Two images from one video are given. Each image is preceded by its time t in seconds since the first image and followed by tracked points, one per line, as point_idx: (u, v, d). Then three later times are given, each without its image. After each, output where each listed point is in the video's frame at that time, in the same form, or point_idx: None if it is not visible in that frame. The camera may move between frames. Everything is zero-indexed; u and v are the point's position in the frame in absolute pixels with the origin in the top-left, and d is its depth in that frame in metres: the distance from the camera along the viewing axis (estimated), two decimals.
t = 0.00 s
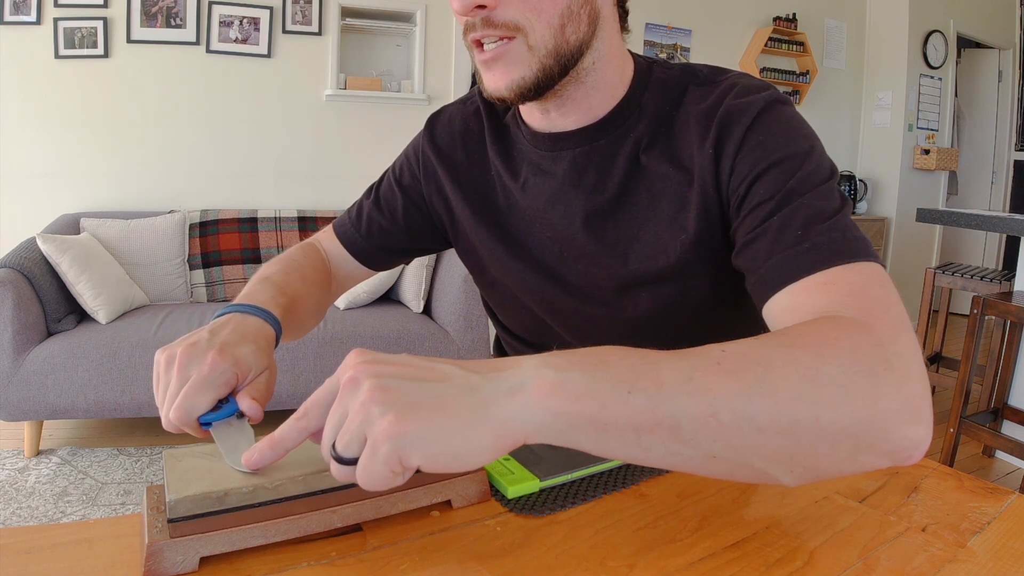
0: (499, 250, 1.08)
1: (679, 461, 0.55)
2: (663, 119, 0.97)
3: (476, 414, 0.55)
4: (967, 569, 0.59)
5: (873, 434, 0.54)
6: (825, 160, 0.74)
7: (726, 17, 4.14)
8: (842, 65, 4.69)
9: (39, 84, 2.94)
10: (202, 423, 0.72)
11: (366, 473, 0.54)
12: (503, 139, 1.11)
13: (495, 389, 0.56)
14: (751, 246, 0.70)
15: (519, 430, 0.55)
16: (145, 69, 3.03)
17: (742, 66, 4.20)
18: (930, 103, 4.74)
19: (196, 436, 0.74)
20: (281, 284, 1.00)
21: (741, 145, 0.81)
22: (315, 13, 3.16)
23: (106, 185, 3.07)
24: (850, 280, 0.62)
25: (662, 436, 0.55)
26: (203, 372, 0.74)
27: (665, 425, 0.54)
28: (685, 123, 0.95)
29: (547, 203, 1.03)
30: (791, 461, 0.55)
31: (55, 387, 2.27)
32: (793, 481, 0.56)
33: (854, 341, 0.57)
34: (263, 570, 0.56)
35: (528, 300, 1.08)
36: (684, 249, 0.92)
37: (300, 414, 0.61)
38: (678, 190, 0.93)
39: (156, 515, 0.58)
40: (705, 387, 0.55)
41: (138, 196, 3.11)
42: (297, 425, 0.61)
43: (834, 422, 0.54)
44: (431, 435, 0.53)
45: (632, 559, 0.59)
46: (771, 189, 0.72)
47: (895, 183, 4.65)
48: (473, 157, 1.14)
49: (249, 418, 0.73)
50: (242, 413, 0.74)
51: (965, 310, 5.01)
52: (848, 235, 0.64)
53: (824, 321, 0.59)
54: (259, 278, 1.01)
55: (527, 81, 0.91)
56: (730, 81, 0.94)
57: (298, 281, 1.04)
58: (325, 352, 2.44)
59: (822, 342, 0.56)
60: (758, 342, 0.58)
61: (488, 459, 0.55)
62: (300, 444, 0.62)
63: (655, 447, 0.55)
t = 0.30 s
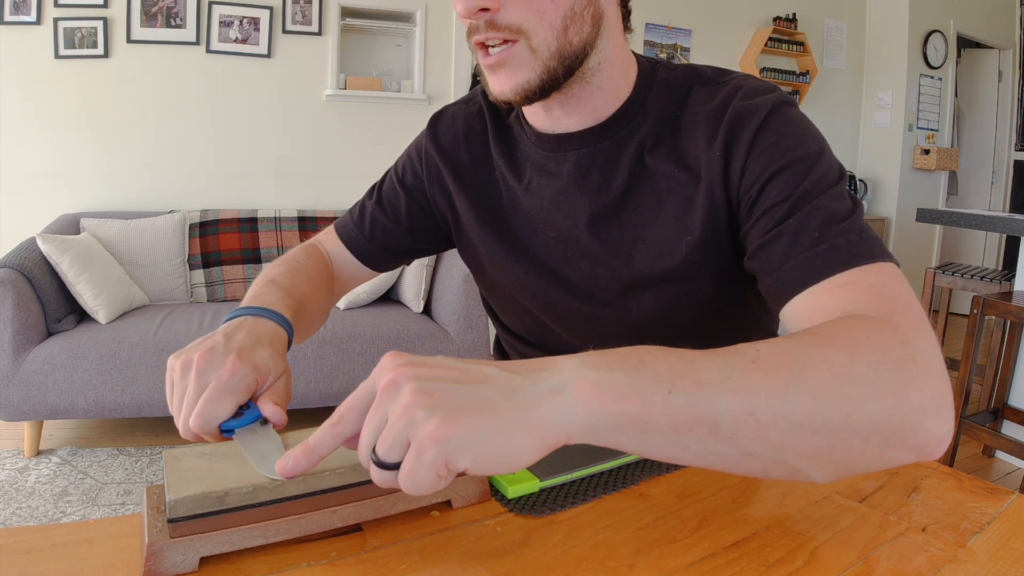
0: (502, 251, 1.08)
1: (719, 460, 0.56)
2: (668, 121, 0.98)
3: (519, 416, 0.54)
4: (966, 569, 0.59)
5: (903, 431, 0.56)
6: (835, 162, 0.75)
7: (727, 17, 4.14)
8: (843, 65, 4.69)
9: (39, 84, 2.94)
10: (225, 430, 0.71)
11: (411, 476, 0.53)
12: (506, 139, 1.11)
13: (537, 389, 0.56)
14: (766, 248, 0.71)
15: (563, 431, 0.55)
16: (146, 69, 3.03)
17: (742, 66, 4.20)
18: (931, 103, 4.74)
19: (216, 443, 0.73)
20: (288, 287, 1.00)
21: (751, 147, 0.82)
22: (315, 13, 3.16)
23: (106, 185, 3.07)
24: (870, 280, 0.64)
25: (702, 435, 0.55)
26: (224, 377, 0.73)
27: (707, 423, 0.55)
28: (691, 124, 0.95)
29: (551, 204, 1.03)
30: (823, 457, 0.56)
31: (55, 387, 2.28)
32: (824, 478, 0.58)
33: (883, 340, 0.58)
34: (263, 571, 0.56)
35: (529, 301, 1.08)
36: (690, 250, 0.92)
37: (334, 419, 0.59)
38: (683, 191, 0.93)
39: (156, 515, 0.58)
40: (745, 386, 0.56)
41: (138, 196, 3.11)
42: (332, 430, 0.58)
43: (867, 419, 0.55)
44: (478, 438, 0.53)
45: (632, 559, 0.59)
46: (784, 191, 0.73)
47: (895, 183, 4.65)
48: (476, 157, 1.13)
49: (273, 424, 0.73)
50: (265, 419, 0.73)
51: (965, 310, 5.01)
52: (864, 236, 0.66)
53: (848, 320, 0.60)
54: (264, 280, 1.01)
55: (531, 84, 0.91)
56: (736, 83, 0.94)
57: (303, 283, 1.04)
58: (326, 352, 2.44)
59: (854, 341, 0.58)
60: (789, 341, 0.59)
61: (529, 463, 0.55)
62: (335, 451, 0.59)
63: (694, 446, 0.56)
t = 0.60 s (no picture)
0: (505, 251, 1.08)
1: (738, 460, 0.56)
2: (672, 121, 0.98)
3: (544, 418, 0.54)
4: (966, 569, 0.59)
5: (919, 429, 0.56)
6: (841, 164, 0.75)
7: (727, 17, 4.14)
8: (845, 65, 4.69)
9: (39, 84, 2.94)
10: (237, 433, 0.71)
11: (435, 480, 0.54)
12: (509, 139, 1.11)
13: (560, 390, 0.56)
14: (776, 249, 0.71)
15: (586, 433, 0.55)
16: (146, 69, 3.03)
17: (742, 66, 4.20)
18: (931, 103, 4.75)
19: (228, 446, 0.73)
20: (291, 287, 1.00)
21: (758, 148, 0.82)
22: (315, 13, 3.16)
23: (107, 185, 3.07)
24: (882, 281, 0.64)
25: (724, 436, 0.56)
26: (234, 381, 0.74)
27: (727, 423, 0.56)
28: (695, 125, 0.95)
29: (554, 204, 1.03)
30: (840, 456, 0.56)
31: (54, 387, 2.28)
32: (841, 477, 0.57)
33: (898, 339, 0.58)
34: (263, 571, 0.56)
35: (531, 301, 1.08)
36: (694, 251, 0.92)
37: (354, 422, 0.59)
38: (687, 192, 0.93)
39: (156, 515, 0.58)
40: (766, 384, 0.56)
41: (138, 196, 3.11)
42: (352, 434, 0.58)
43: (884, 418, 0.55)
44: (503, 441, 0.53)
45: (632, 559, 0.59)
46: (792, 193, 0.73)
47: (895, 183, 4.65)
48: (479, 157, 1.13)
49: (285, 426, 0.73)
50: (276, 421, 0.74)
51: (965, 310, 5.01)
52: (874, 238, 0.66)
53: (860, 321, 0.60)
54: (266, 280, 1.01)
55: (537, 83, 0.91)
56: (740, 84, 0.94)
57: (306, 284, 1.03)
58: (326, 352, 2.44)
59: (870, 339, 0.58)
60: (807, 341, 0.60)
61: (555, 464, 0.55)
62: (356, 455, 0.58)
63: (715, 446, 0.56)
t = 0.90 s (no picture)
0: (506, 251, 1.08)
1: (739, 461, 0.56)
2: (674, 122, 0.97)
3: (547, 420, 0.55)
4: (966, 568, 0.59)
5: (917, 433, 0.56)
6: (842, 167, 0.75)
7: (726, 17, 4.14)
8: (844, 65, 4.69)
9: (39, 84, 2.94)
10: (238, 432, 0.72)
11: (440, 482, 0.54)
12: (511, 140, 1.11)
13: (566, 394, 0.56)
14: (777, 251, 0.71)
15: (590, 435, 0.56)
16: (146, 69, 3.03)
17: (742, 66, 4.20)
18: (931, 103, 4.75)
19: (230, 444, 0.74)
20: (292, 286, 1.00)
21: (759, 150, 0.82)
22: (315, 13, 3.16)
23: (107, 185, 3.07)
24: (884, 284, 0.64)
25: (725, 437, 0.56)
26: (236, 381, 0.74)
27: (729, 425, 0.55)
28: (697, 126, 0.95)
29: (555, 204, 1.03)
30: (841, 458, 0.56)
31: (54, 387, 2.28)
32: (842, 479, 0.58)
33: (898, 341, 0.59)
34: (262, 571, 0.56)
35: (533, 301, 1.08)
36: (695, 252, 0.92)
37: (357, 424, 0.59)
38: (688, 193, 0.93)
39: (156, 515, 0.58)
40: (767, 386, 0.57)
41: (138, 196, 3.11)
42: (355, 434, 0.58)
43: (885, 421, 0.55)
44: (507, 443, 0.53)
45: (632, 559, 0.59)
46: (794, 195, 0.73)
47: (895, 183, 4.66)
48: (480, 157, 1.13)
49: (286, 425, 0.74)
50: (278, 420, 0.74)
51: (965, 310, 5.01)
52: (876, 241, 0.66)
53: (862, 324, 0.61)
54: (266, 279, 1.01)
55: (541, 84, 0.91)
56: (742, 85, 0.94)
57: (306, 282, 1.04)
58: (326, 352, 2.44)
59: (872, 342, 0.58)
60: (810, 343, 0.60)
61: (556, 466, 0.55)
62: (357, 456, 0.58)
63: (718, 448, 0.56)
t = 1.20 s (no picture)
0: (510, 249, 1.08)
1: (719, 450, 0.58)
2: (678, 123, 0.97)
3: (532, 400, 0.56)
4: (967, 569, 0.59)
5: (901, 432, 0.57)
6: (842, 169, 0.75)
7: (726, 17, 4.14)
8: (844, 65, 4.69)
9: (40, 84, 2.94)
10: (249, 421, 0.72)
11: (431, 459, 0.56)
12: (517, 139, 1.11)
13: (549, 374, 0.58)
14: (775, 250, 0.72)
15: (573, 415, 0.57)
16: (146, 69, 3.03)
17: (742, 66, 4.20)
18: (930, 103, 4.75)
19: (241, 433, 0.74)
20: (303, 280, 1.00)
21: (760, 151, 0.82)
22: (315, 13, 3.16)
23: (107, 185, 3.07)
24: (878, 284, 0.64)
25: (706, 425, 0.57)
26: (247, 371, 0.74)
27: (710, 414, 0.57)
28: (700, 127, 0.95)
29: (559, 203, 1.03)
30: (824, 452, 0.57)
31: (55, 387, 2.28)
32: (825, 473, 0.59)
33: (889, 341, 0.59)
34: (262, 571, 0.56)
35: (536, 298, 1.08)
36: (697, 252, 0.92)
37: (356, 407, 0.62)
38: (691, 193, 0.93)
39: (156, 515, 0.58)
40: (749, 378, 0.58)
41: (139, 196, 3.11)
42: (355, 419, 0.62)
43: (869, 418, 0.56)
44: (493, 421, 0.55)
45: (632, 558, 0.59)
46: (793, 195, 0.73)
47: (895, 183, 4.66)
48: (486, 156, 1.13)
49: (295, 415, 0.74)
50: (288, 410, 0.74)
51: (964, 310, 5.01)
52: (873, 242, 0.66)
53: (854, 322, 0.61)
54: (277, 273, 1.01)
55: (548, 86, 0.91)
56: (746, 87, 0.94)
57: (317, 276, 1.04)
58: (326, 352, 2.44)
59: (860, 341, 0.59)
60: (799, 339, 0.60)
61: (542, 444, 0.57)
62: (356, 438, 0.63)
63: (698, 435, 0.58)
